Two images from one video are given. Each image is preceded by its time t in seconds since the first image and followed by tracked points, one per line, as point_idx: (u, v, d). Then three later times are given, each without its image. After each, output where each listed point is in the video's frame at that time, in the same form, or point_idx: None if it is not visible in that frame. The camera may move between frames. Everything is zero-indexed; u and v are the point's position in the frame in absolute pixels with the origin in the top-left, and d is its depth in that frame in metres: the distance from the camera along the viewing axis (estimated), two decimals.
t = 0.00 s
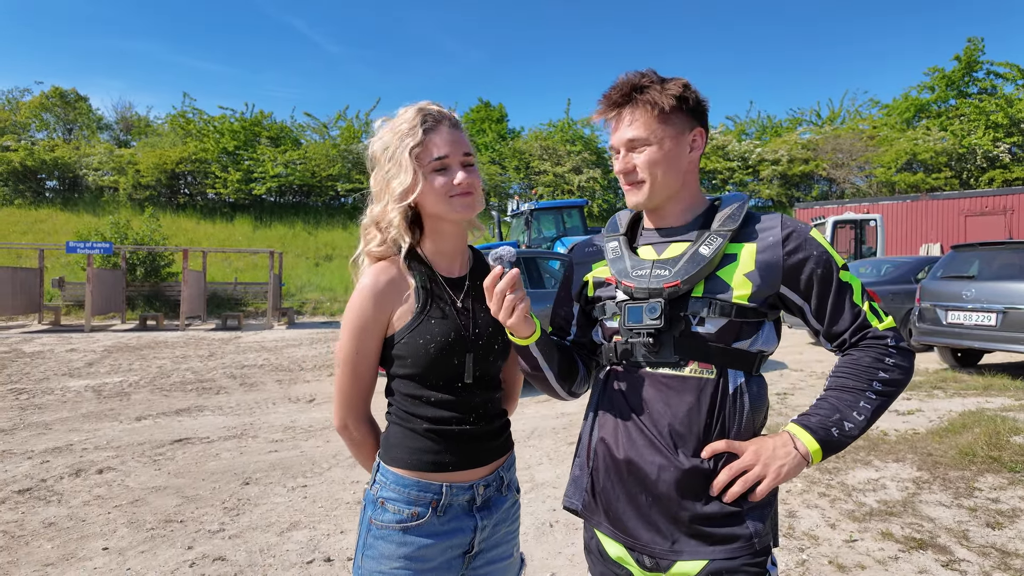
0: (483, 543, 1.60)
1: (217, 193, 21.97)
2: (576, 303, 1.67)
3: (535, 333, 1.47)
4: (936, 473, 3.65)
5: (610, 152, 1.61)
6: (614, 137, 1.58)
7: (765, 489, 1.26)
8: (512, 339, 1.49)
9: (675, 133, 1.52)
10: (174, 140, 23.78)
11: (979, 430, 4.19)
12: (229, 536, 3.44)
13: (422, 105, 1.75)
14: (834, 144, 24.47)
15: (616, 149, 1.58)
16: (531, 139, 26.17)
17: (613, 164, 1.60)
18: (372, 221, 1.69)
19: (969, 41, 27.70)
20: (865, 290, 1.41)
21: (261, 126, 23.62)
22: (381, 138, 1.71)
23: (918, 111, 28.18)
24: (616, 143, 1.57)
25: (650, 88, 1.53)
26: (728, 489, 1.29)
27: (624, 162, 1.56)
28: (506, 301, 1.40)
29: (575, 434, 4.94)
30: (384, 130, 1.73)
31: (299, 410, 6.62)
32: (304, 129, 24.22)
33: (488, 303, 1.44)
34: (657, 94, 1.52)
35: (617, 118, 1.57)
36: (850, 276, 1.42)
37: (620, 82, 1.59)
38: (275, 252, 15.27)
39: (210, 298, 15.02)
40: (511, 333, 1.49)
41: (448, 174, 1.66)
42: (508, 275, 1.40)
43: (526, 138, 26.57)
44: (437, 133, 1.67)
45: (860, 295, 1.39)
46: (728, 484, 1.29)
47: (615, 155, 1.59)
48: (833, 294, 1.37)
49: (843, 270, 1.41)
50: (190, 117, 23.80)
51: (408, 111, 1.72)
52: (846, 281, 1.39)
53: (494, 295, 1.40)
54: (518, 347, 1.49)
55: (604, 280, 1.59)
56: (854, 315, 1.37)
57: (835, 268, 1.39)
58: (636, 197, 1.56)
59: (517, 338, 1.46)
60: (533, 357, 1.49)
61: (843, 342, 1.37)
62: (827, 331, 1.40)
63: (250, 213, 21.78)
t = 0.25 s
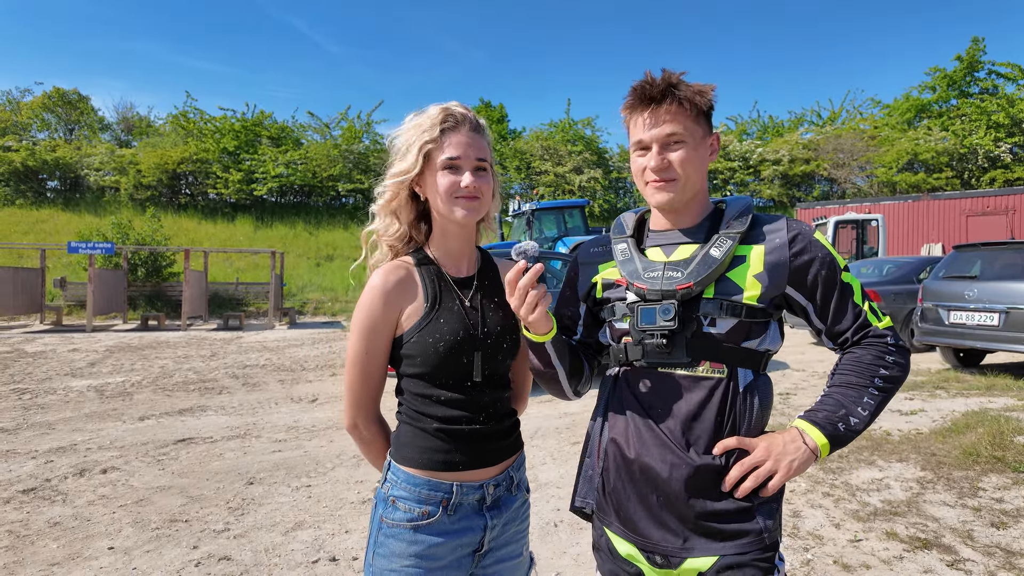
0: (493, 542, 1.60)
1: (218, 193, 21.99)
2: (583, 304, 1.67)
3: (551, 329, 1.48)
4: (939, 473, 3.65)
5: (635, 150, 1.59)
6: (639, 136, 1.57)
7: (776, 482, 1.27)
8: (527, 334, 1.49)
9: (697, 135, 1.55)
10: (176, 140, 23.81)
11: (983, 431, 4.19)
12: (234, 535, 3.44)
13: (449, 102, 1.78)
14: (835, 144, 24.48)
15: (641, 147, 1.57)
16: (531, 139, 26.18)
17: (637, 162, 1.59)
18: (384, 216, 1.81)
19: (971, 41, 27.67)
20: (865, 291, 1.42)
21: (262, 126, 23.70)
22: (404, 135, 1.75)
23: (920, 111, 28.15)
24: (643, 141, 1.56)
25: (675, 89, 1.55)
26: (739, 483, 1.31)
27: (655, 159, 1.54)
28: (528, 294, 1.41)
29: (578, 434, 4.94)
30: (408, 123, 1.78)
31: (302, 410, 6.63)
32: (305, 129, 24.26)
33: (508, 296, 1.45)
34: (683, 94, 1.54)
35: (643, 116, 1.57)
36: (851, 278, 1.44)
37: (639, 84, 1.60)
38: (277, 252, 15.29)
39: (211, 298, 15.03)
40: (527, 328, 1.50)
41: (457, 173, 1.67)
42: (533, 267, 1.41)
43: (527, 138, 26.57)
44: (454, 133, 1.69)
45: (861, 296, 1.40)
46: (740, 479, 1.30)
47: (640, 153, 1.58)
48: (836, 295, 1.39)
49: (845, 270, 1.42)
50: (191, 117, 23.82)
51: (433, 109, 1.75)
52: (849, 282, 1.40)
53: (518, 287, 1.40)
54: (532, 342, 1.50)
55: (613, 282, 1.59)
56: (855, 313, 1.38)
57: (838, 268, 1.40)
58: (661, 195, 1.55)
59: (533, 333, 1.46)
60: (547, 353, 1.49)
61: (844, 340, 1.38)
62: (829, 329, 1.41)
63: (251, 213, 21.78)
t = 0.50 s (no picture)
0: (504, 540, 1.61)
1: (218, 193, 21.98)
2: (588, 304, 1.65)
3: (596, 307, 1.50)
4: (942, 473, 3.65)
5: (637, 151, 1.59)
6: (642, 138, 1.57)
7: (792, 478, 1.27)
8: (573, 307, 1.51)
9: (701, 137, 1.56)
10: (176, 140, 23.81)
11: (985, 431, 4.19)
12: (238, 536, 3.45)
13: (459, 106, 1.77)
14: (835, 144, 24.46)
15: (645, 150, 1.57)
16: (532, 139, 26.16)
17: (639, 164, 1.59)
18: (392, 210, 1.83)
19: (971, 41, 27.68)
20: (865, 285, 1.44)
21: (262, 126, 23.74)
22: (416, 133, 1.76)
23: (920, 111, 28.15)
24: (646, 144, 1.56)
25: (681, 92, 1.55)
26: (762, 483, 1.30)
27: (660, 161, 1.54)
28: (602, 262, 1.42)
29: (581, 434, 4.94)
30: (418, 126, 1.77)
31: (304, 411, 6.64)
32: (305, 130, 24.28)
33: (575, 262, 1.46)
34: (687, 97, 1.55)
35: (646, 119, 1.57)
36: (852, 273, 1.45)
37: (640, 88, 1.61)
38: (277, 253, 15.29)
39: (211, 298, 15.03)
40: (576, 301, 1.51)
41: (469, 178, 1.68)
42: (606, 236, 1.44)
43: (527, 138, 26.56)
44: (467, 138, 1.69)
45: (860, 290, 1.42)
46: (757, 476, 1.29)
47: (644, 156, 1.57)
48: (838, 290, 1.40)
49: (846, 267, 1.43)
50: (191, 117, 23.82)
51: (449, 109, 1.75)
52: (849, 277, 1.42)
53: (600, 250, 1.40)
54: (577, 317, 1.51)
55: (621, 282, 1.59)
56: (855, 308, 1.40)
57: (839, 264, 1.41)
58: (666, 198, 1.55)
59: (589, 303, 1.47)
60: (586, 331, 1.52)
61: (847, 334, 1.39)
62: (830, 325, 1.42)
63: (251, 213, 21.78)
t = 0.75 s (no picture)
0: (509, 541, 1.62)
1: (216, 193, 21.94)
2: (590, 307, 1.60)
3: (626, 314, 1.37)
4: (941, 473, 3.67)
5: (634, 150, 1.59)
6: (641, 136, 1.58)
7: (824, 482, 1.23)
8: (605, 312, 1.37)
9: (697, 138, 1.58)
10: (174, 140, 23.78)
11: (984, 430, 4.21)
12: (239, 536, 3.45)
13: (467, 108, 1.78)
14: (833, 145, 24.47)
15: (644, 148, 1.57)
16: (530, 140, 26.18)
17: (638, 162, 1.59)
18: (398, 210, 1.88)
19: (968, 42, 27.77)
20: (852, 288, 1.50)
21: (261, 126, 23.76)
22: (420, 133, 1.79)
23: (917, 112, 28.23)
24: (645, 142, 1.57)
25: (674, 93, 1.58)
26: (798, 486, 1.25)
27: (660, 158, 1.55)
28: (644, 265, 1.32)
29: (581, 435, 4.96)
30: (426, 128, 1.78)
31: (303, 411, 6.63)
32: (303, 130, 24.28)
33: (613, 262, 1.33)
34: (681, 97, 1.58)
35: (641, 119, 1.58)
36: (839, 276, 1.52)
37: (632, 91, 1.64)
38: (275, 253, 15.28)
39: (210, 299, 15.01)
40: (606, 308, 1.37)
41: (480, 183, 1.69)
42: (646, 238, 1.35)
43: (525, 138, 26.57)
44: (478, 143, 1.71)
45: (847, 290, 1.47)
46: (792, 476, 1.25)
47: (643, 153, 1.58)
48: (831, 289, 1.44)
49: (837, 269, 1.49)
50: (189, 117, 23.80)
51: (456, 111, 1.78)
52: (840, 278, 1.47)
53: (642, 251, 1.30)
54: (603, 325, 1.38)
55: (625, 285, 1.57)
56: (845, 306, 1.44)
57: (832, 266, 1.46)
58: (668, 196, 1.55)
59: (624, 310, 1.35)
60: (617, 339, 1.37)
61: (840, 331, 1.42)
62: (826, 324, 1.44)
63: (249, 213, 21.76)
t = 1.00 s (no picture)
0: (512, 541, 1.62)
1: (209, 193, 21.81)
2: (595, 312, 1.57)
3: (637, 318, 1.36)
4: (935, 472, 3.69)
5: (655, 142, 1.56)
6: (660, 129, 1.56)
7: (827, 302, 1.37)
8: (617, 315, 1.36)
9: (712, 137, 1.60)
10: (166, 139, 23.65)
11: (976, 430, 4.25)
12: (235, 538, 3.43)
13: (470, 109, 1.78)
14: (826, 146, 24.60)
15: (666, 143, 1.55)
16: (524, 140, 26.20)
17: (656, 156, 1.56)
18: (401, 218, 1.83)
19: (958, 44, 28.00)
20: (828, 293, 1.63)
21: (255, 125, 23.70)
22: (427, 136, 1.76)
23: (908, 113, 28.43)
24: (667, 137, 1.55)
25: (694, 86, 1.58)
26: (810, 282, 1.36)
27: (686, 151, 1.53)
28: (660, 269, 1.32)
29: (577, 435, 4.97)
30: (430, 131, 1.77)
31: (298, 412, 6.61)
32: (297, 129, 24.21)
33: (628, 267, 1.34)
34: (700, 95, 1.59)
35: (661, 112, 1.56)
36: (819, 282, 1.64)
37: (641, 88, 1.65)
38: (269, 253, 15.21)
39: (202, 299, 14.92)
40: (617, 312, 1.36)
41: (490, 185, 1.70)
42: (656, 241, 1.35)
43: (519, 138, 26.58)
44: (485, 144, 1.71)
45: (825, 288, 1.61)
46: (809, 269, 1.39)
47: (665, 147, 1.55)
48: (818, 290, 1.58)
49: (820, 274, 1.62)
50: (182, 116, 23.67)
51: (458, 114, 1.76)
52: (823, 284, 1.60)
53: (656, 257, 1.30)
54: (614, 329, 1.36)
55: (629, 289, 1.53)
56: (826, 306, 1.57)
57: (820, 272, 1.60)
58: (686, 192, 1.53)
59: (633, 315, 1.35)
60: (627, 345, 1.37)
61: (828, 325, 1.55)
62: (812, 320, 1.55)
63: (242, 213, 21.65)
